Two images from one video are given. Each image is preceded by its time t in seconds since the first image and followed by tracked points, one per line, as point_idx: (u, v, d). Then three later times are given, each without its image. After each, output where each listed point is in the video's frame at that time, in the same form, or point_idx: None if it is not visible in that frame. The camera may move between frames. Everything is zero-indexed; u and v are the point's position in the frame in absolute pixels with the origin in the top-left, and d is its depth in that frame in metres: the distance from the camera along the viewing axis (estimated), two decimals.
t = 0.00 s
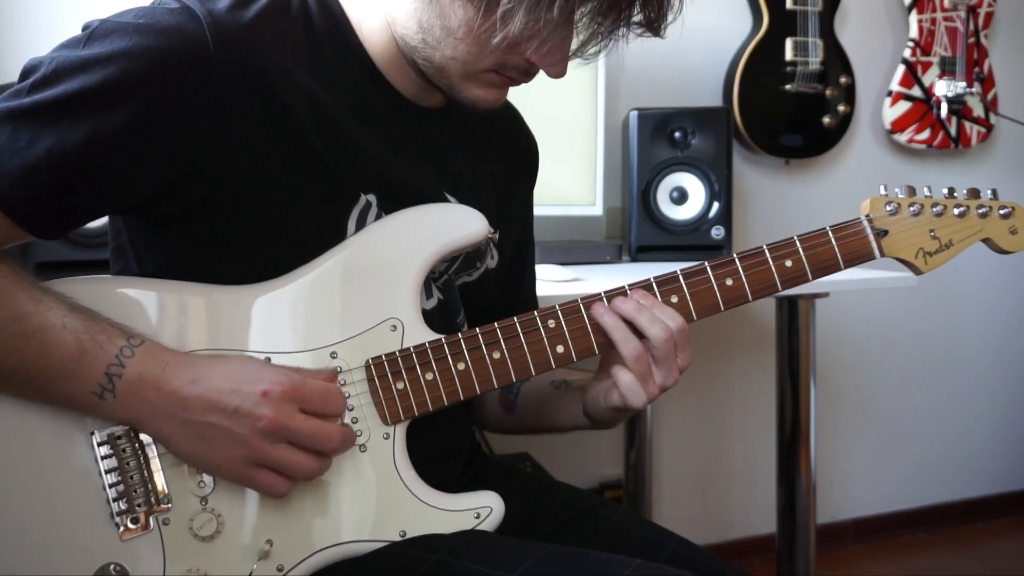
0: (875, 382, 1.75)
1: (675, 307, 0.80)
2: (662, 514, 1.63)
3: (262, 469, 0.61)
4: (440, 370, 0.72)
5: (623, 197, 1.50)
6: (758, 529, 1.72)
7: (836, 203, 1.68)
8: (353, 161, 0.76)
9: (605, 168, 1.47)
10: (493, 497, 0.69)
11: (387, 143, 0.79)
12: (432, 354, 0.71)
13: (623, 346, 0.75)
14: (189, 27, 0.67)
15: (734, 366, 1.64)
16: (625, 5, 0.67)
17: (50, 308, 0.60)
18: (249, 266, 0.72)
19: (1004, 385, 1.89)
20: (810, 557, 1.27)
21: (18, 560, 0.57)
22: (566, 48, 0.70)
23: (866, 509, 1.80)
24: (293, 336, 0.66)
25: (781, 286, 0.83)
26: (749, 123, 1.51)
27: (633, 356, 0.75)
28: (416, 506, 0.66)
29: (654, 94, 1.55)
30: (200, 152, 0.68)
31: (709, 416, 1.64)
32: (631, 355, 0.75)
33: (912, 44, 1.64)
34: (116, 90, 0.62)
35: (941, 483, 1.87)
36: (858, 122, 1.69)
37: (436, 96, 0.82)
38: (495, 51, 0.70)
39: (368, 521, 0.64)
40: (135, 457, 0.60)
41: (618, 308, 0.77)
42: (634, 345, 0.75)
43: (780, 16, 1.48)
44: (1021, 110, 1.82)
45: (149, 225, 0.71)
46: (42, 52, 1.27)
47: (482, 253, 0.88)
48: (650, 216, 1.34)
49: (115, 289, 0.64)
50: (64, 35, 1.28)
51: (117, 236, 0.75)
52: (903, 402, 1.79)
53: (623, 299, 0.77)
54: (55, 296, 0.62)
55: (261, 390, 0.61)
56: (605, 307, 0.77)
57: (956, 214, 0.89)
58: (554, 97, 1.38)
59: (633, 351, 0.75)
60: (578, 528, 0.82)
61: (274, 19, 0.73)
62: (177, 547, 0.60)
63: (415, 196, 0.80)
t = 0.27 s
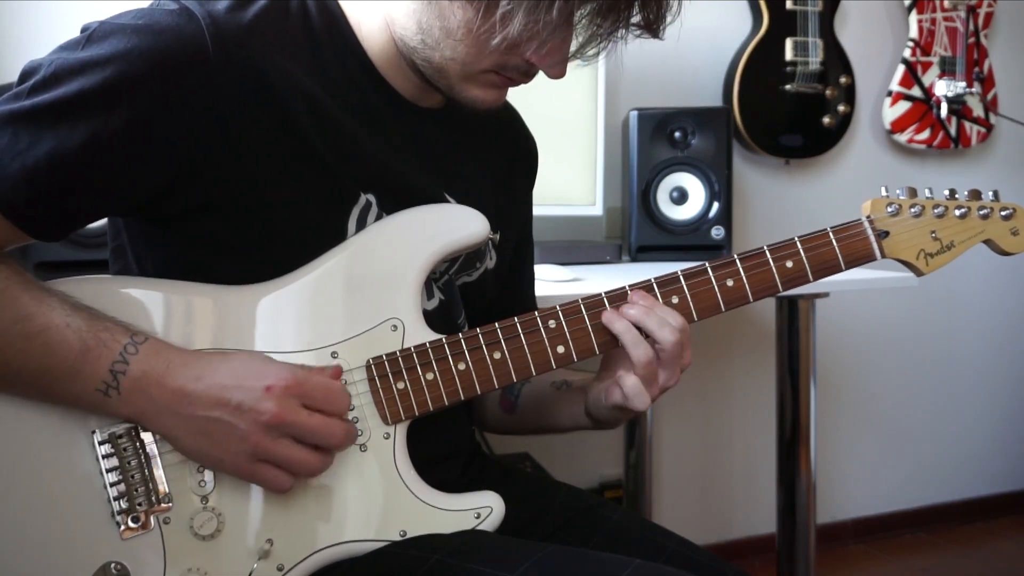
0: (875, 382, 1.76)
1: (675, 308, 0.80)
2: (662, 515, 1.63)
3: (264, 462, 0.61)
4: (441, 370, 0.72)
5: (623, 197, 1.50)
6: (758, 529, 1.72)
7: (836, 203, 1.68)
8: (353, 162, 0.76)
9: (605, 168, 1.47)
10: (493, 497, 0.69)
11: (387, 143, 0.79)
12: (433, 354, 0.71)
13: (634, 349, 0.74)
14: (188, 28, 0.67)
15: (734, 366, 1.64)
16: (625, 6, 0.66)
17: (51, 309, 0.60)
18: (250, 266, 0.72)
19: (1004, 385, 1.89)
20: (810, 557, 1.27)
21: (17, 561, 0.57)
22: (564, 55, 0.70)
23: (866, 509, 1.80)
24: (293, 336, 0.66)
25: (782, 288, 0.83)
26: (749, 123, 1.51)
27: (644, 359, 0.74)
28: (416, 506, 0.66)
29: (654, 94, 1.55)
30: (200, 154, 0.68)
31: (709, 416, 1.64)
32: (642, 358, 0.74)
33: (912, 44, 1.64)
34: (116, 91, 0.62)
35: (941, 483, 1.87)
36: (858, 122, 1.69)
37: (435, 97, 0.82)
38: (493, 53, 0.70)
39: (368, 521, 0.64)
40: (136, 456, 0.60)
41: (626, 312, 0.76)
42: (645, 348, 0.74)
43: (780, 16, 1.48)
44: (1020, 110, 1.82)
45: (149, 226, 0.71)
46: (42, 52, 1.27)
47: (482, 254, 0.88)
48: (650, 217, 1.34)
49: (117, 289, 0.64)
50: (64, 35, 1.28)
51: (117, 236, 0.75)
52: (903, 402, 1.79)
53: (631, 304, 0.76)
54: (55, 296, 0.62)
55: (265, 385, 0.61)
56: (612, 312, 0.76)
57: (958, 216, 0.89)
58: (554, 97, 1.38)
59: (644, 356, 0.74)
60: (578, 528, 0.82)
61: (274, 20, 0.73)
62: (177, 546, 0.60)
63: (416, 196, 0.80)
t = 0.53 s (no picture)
0: (874, 382, 1.76)
1: (674, 308, 0.80)
2: (662, 515, 1.63)
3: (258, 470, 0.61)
4: (441, 370, 0.72)
5: (623, 197, 1.50)
6: (758, 529, 1.72)
7: (835, 203, 1.68)
8: (352, 163, 0.76)
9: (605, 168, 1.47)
10: (492, 497, 0.69)
11: (387, 143, 0.79)
12: (432, 354, 0.71)
13: (630, 352, 0.75)
14: (187, 28, 0.67)
15: (734, 366, 1.64)
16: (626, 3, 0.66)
17: (51, 310, 0.60)
18: (249, 266, 0.72)
19: (1004, 385, 1.89)
20: (810, 557, 1.27)
21: (17, 561, 0.57)
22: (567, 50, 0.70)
23: (866, 509, 1.80)
24: (293, 337, 0.66)
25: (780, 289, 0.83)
26: (749, 123, 1.51)
27: (640, 362, 0.75)
28: (416, 506, 0.66)
29: (654, 94, 1.55)
30: (200, 155, 0.68)
31: (709, 416, 1.64)
32: (638, 361, 0.75)
33: (911, 44, 1.64)
34: (116, 92, 0.62)
35: (941, 483, 1.87)
36: (858, 122, 1.69)
37: (435, 97, 0.82)
38: (495, 51, 0.70)
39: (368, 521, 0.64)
40: (136, 456, 0.60)
41: (624, 316, 0.76)
42: (641, 352, 0.75)
43: (780, 16, 1.48)
44: (1020, 110, 1.82)
45: (150, 226, 0.71)
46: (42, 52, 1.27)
47: (482, 254, 0.88)
48: (650, 216, 1.34)
49: (117, 290, 0.64)
50: (64, 34, 1.28)
51: (117, 237, 0.75)
52: (903, 402, 1.79)
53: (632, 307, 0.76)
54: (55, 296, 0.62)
55: (263, 394, 0.61)
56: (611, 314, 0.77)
57: (955, 216, 0.89)
58: (554, 97, 1.38)
59: (640, 358, 0.75)
60: (577, 528, 0.82)
61: (274, 21, 0.73)
62: (177, 546, 0.60)
63: (416, 196, 0.80)
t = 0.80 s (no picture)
0: (874, 382, 1.76)
1: (675, 307, 0.80)
2: (662, 515, 1.63)
3: (256, 473, 0.61)
4: (441, 370, 0.72)
5: (623, 197, 1.50)
6: (758, 529, 1.72)
7: (835, 203, 1.68)
8: (352, 163, 0.76)
9: (605, 168, 1.47)
10: (493, 497, 0.69)
11: (387, 143, 0.79)
12: (432, 354, 0.71)
13: (624, 346, 0.75)
14: (187, 29, 0.67)
15: (734, 366, 1.64)
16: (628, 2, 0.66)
17: (49, 309, 0.60)
18: (250, 267, 0.72)
19: (1004, 385, 1.89)
20: (810, 557, 1.27)
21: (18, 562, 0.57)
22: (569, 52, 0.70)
23: (866, 509, 1.80)
24: (293, 337, 0.66)
25: (781, 288, 0.83)
26: (749, 123, 1.51)
27: (634, 357, 0.75)
28: (416, 506, 0.66)
29: (654, 94, 1.55)
30: (200, 155, 0.68)
31: (709, 416, 1.64)
32: (632, 356, 0.75)
33: (912, 44, 1.64)
34: (116, 93, 0.61)
35: (941, 483, 1.87)
36: (858, 122, 1.69)
37: (436, 98, 0.82)
38: (497, 53, 0.70)
39: (367, 521, 0.64)
40: (136, 457, 0.60)
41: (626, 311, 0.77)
42: (636, 347, 0.75)
43: (780, 16, 1.48)
44: (1020, 110, 1.82)
45: (149, 226, 0.71)
46: (42, 51, 1.26)
47: (482, 254, 0.88)
48: (650, 216, 1.34)
49: (117, 289, 0.64)
50: (64, 34, 1.28)
51: (116, 236, 0.75)
52: (903, 402, 1.79)
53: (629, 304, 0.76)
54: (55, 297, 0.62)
55: (260, 396, 0.61)
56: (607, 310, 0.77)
57: (958, 216, 0.89)
58: (554, 97, 1.38)
59: (633, 354, 0.75)
60: (577, 528, 0.82)
61: (274, 21, 0.73)
62: (177, 547, 0.60)
63: (415, 196, 0.80)
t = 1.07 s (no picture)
0: (874, 382, 1.76)
1: (674, 307, 0.80)
2: (662, 516, 1.63)
3: (264, 471, 0.61)
4: (440, 370, 0.72)
5: (623, 197, 1.50)
6: (758, 529, 1.72)
7: (835, 203, 1.68)
8: (352, 163, 0.76)
9: (605, 168, 1.47)
10: (492, 497, 0.69)
11: (387, 144, 0.79)
12: (432, 354, 0.71)
13: (607, 333, 0.75)
14: (188, 30, 0.67)
15: (733, 366, 1.64)
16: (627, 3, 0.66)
17: (50, 310, 0.60)
18: (250, 267, 0.72)
19: (1004, 385, 1.89)
20: (810, 557, 1.27)
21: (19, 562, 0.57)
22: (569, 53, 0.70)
23: (866, 509, 1.80)
24: (292, 337, 0.66)
25: (780, 287, 0.83)
26: (749, 123, 1.51)
27: (615, 343, 0.75)
28: (416, 506, 0.66)
29: (654, 94, 1.55)
30: (201, 156, 0.68)
31: (709, 416, 1.64)
32: (614, 343, 0.75)
33: (912, 44, 1.64)
34: (118, 94, 0.62)
35: (941, 483, 1.87)
36: (858, 122, 1.69)
37: (436, 98, 0.82)
38: (497, 54, 0.70)
39: (367, 521, 0.64)
40: (136, 458, 0.60)
41: (608, 298, 0.77)
42: (618, 333, 0.75)
43: (780, 17, 1.48)
44: (1021, 110, 1.82)
45: (149, 227, 0.71)
46: (42, 51, 1.27)
47: (482, 254, 0.88)
48: (650, 217, 1.34)
49: (117, 290, 0.64)
50: (64, 34, 1.28)
51: (117, 237, 0.75)
52: (903, 402, 1.79)
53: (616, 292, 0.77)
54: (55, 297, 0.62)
55: (262, 395, 0.61)
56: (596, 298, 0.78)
57: (956, 215, 0.89)
58: (554, 97, 1.38)
59: (615, 341, 0.75)
60: (577, 528, 0.82)
61: (274, 22, 0.73)
62: (177, 547, 0.60)
63: (415, 197, 0.80)
